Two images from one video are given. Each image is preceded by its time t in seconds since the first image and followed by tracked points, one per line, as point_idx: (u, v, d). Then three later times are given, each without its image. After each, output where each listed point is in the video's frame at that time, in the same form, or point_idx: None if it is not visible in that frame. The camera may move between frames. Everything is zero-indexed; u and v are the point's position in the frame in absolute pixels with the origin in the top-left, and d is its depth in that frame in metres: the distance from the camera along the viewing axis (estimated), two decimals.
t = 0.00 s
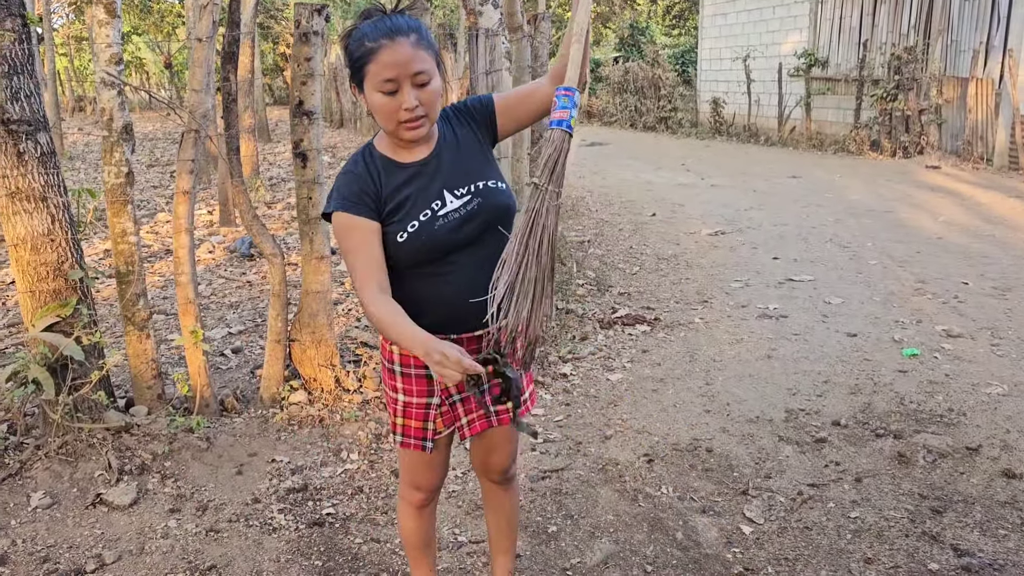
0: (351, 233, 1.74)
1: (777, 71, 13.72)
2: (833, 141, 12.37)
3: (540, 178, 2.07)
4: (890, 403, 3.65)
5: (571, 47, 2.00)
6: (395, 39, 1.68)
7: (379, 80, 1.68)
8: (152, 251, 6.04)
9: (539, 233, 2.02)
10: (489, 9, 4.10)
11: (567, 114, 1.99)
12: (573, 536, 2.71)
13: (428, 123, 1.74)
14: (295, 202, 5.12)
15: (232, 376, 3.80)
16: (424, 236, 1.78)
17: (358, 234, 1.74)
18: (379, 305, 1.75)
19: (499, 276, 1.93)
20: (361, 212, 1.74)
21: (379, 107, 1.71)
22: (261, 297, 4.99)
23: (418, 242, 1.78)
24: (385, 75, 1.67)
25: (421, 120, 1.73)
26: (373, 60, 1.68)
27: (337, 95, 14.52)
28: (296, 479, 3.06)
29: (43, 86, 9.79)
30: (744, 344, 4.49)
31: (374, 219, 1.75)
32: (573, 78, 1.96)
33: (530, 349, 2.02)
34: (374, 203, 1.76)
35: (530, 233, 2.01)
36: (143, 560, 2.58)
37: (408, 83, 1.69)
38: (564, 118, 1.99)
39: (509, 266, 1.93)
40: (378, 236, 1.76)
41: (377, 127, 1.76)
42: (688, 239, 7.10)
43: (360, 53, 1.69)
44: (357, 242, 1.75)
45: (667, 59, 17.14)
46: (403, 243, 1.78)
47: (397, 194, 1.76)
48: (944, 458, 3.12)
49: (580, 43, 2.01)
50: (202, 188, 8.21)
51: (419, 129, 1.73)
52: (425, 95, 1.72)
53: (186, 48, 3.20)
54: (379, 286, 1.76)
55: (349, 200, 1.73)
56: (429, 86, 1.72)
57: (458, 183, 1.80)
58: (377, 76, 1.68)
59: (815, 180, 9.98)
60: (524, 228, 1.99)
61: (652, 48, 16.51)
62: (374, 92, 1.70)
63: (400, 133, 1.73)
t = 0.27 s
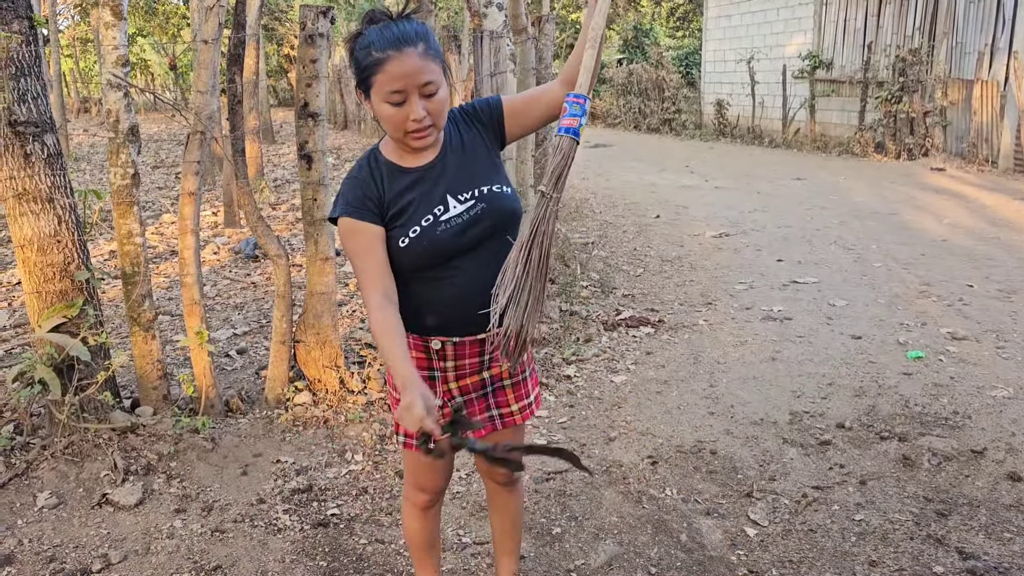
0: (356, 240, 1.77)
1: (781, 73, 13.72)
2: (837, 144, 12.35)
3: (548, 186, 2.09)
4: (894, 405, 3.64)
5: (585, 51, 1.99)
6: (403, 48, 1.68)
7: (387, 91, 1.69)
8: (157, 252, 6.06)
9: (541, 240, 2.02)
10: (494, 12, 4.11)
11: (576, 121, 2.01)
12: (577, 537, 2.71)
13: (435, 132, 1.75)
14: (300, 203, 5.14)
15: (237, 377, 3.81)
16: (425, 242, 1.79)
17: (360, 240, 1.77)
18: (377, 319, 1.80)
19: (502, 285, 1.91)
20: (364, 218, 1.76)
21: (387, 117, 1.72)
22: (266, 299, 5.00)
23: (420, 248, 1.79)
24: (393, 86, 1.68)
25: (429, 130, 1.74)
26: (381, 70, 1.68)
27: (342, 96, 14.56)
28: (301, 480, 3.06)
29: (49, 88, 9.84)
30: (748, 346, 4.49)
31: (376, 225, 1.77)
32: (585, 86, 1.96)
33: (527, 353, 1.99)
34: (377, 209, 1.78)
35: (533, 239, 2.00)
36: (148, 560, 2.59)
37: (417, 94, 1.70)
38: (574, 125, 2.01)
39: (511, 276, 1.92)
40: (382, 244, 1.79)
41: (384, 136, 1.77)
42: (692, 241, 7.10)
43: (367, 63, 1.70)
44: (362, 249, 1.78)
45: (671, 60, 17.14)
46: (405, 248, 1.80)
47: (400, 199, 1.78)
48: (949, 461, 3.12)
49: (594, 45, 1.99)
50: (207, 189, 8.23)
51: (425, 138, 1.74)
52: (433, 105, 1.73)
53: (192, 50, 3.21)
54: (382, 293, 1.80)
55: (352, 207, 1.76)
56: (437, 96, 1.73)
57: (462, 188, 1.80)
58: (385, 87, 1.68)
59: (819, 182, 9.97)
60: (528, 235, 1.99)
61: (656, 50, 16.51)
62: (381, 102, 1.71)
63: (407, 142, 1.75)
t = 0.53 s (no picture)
0: (349, 240, 1.83)
1: (786, 75, 13.69)
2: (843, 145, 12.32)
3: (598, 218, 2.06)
4: (900, 407, 3.63)
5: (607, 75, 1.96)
6: (412, 52, 1.70)
7: (397, 94, 1.70)
8: (163, 253, 6.08)
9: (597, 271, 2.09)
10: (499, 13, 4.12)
11: (614, 150, 2.00)
12: (582, 539, 2.71)
13: (446, 135, 1.75)
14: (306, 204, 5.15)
15: (243, 377, 3.82)
16: (433, 245, 1.79)
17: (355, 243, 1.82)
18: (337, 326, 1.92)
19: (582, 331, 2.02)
20: (369, 222, 1.79)
21: (398, 121, 1.73)
22: (271, 300, 5.01)
23: (426, 252, 1.80)
24: (403, 91, 1.69)
25: (441, 133, 1.74)
26: (392, 74, 1.69)
27: (347, 98, 14.58)
28: (306, 481, 3.07)
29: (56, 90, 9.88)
30: (753, 347, 4.48)
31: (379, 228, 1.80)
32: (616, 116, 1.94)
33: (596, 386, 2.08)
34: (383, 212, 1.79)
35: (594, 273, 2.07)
36: (154, 560, 2.59)
37: (427, 97, 1.70)
38: (613, 154, 2.00)
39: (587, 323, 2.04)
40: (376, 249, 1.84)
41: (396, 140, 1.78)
42: (697, 242, 7.09)
43: (378, 66, 1.71)
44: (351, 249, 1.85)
45: (676, 62, 17.14)
46: (412, 251, 1.80)
47: (407, 202, 1.78)
48: (955, 463, 3.11)
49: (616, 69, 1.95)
50: (213, 190, 8.26)
51: (437, 142, 1.74)
52: (444, 108, 1.73)
53: (198, 51, 3.22)
54: (349, 300, 1.91)
55: (358, 209, 1.78)
56: (447, 99, 1.73)
57: (472, 193, 1.80)
58: (395, 91, 1.70)
59: (825, 184, 9.95)
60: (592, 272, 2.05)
61: (661, 51, 16.50)
62: (393, 105, 1.72)
63: (419, 146, 1.75)
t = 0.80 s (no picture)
0: (358, 234, 1.80)
1: (791, 73, 13.66)
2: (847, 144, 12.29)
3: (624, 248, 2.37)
4: (905, 406, 3.62)
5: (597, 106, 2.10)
6: (430, 42, 1.71)
7: (415, 84, 1.70)
8: (167, 252, 6.08)
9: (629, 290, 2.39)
10: (503, 12, 4.11)
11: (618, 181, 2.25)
12: (586, 538, 2.70)
13: (463, 127, 1.75)
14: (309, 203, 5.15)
15: (246, 376, 3.82)
16: (447, 245, 1.79)
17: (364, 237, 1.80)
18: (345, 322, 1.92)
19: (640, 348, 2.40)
20: (382, 218, 1.78)
21: (415, 112, 1.73)
22: (275, 299, 5.01)
23: (440, 251, 1.80)
24: (421, 80, 1.69)
25: (458, 124, 1.74)
26: (409, 63, 1.70)
27: (351, 97, 14.59)
28: (309, 480, 3.07)
29: (60, 89, 9.90)
30: (758, 346, 4.47)
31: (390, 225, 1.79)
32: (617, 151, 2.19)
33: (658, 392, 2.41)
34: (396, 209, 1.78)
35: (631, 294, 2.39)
36: (158, 558, 2.59)
37: (445, 87, 1.71)
38: (619, 185, 2.25)
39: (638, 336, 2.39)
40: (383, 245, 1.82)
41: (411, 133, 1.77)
42: (701, 241, 7.08)
43: (394, 56, 1.72)
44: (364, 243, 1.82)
45: (680, 61, 17.12)
46: (425, 250, 1.80)
47: (420, 200, 1.78)
48: (960, 462, 3.09)
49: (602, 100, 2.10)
50: (217, 190, 8.27)
51: (455, 133, 1.74)
52: (461, 99, 1.74)
53: (202, 50, 3.22)
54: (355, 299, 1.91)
55: (371, 205, 1.76)
56: (464, 90, 1.74)
57: (486, 194, 1.81)
58: (412, 81, 1.70)
59: (829, 183, 9.92)
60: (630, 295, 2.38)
61: (665, 50, 16.46)
62: (409, 96, 1.72)
63: (435, 137, 1.74)
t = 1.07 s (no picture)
0: (388, 228, 1.67)
1: (790, 78, 13.68)
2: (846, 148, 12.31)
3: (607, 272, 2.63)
4: (905, 411, 3.62)
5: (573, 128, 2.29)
6: (446, 38, 1.74)
7: (433, 77, 1.72)
8: (167, 255, 6.09)
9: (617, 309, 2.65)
10: (503, 16, 4.12)
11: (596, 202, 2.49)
12: (586, 542, 2.70)
13: (478, 123, 1.78)
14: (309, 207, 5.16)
15: (246, 380, 3.82)
16: (467, 249, 1.80)
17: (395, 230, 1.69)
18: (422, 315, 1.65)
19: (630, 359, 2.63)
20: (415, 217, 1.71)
21: (431, 106, 1.74)
22: (275, 302, 5.01)
23: (461, 255, 1.80)
24: (440, 72, 1.71)
25: (472, 119, 1.76)
26: (426, 58, 1.72)
27: (351, 101, 14.61)
28: (309, 483, 3.07)
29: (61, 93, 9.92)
30: (757, 350, 4.48)
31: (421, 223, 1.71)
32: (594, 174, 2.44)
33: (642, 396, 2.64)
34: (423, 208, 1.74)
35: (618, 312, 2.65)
36: (158, 562, 2.59)
37: (462, 81, 1.74)
38: (597, 207, 2.51)
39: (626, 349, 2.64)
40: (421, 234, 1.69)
41: (424, 129, 1.77)
42: (701, 245, 7.09)
43: (411, 52, 1.73)
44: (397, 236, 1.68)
45: (680, 65, 17.16)
46: (447, 253, 1.78)
47: (442, 201, 1.76)
48: (960, 467, 3.10)
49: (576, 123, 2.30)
50: (217, 193, 8.28)
51: (470, 128, 1.76)
52: (476, 94, 1.77)
53: (202, 54, 3.23)
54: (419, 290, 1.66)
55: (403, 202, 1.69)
56: (479, 86, 1.77)
57: (499, 198, 1.84)
58: (430, 75, 1.72)
59: (828, 187, 9.93)
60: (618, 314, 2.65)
61: (665, 54, 16.48)
62: (426, 91, 1.73)
63: (452, 132, 1.75)
